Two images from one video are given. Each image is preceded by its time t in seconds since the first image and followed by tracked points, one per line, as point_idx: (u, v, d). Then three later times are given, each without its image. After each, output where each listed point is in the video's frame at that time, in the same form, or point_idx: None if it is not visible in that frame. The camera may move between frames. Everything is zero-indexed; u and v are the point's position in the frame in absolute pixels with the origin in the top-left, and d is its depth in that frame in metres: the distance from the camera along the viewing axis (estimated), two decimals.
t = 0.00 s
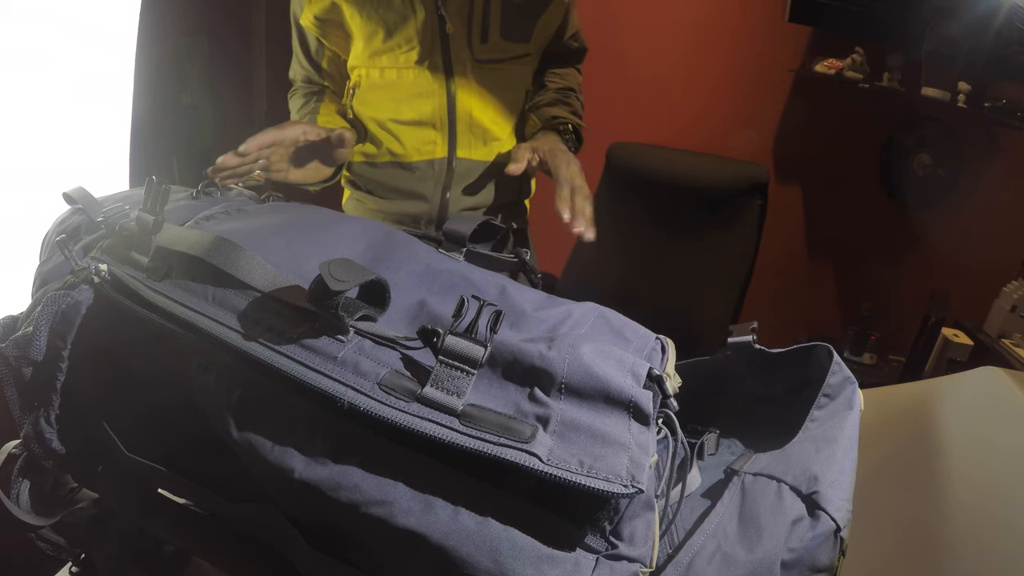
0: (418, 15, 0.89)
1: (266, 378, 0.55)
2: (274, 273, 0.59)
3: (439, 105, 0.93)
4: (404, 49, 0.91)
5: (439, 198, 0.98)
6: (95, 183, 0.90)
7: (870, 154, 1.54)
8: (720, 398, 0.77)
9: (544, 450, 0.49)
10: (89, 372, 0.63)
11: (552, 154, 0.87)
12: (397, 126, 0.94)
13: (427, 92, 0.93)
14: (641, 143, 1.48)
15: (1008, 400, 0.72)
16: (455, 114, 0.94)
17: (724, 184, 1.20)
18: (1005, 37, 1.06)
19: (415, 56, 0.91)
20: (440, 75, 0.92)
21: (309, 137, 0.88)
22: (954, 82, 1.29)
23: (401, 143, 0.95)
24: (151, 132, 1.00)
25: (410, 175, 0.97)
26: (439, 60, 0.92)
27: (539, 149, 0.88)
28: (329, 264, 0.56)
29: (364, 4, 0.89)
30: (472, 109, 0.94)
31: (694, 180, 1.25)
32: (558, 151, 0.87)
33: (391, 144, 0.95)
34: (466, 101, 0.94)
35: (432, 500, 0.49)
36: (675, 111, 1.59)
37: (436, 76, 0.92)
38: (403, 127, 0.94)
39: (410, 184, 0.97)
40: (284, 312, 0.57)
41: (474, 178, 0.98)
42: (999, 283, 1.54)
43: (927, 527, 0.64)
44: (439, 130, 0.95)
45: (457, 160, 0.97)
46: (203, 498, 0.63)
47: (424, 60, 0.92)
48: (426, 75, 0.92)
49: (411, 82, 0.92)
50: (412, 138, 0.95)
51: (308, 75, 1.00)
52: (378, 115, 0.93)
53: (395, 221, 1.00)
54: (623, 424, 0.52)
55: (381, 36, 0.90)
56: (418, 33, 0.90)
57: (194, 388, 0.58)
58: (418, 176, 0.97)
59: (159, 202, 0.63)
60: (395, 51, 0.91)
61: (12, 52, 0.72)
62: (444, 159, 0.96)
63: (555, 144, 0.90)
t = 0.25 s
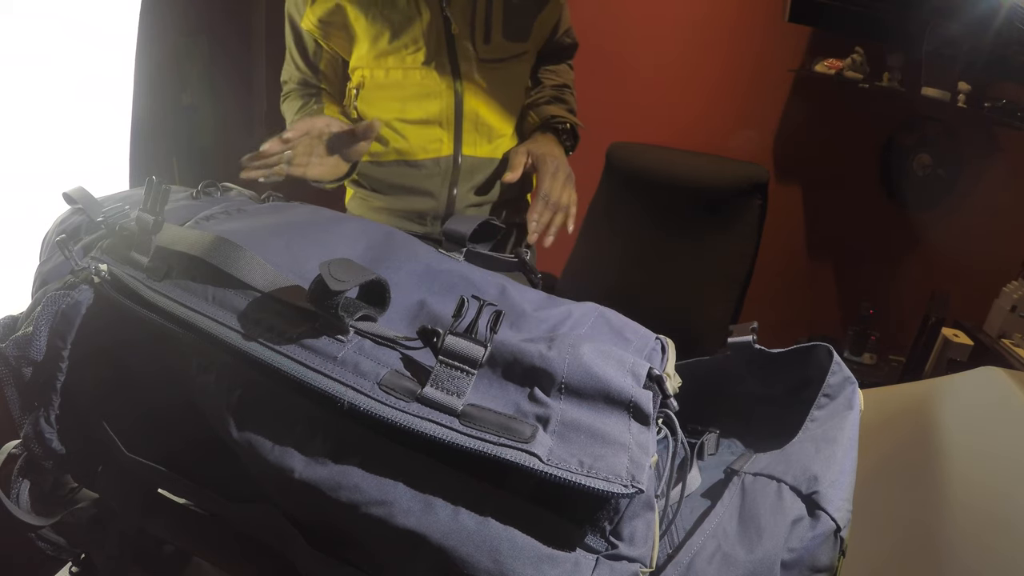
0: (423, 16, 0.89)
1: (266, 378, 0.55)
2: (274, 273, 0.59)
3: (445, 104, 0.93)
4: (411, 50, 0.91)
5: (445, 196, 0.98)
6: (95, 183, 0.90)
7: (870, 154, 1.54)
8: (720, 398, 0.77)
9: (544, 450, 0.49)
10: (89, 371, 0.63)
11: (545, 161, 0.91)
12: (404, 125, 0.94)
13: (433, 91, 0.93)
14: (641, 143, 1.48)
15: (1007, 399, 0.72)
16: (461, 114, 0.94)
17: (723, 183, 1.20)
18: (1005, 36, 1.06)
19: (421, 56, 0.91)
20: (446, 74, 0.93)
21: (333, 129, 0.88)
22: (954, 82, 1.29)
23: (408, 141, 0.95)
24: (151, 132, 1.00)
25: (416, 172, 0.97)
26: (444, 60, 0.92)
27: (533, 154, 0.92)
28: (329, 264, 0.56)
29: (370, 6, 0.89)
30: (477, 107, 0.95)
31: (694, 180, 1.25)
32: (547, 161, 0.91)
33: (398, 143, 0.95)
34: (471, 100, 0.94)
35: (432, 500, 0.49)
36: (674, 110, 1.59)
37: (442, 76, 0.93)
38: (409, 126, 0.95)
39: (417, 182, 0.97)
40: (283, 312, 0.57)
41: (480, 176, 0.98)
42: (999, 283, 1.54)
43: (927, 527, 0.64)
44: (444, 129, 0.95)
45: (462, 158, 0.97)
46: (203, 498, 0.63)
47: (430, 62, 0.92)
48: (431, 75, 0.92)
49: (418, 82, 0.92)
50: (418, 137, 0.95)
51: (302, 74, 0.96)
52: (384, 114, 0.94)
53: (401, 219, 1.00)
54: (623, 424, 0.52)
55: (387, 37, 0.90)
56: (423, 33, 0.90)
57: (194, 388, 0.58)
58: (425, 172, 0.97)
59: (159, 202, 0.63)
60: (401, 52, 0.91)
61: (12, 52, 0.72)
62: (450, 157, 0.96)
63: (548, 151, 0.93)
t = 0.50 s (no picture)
0: (422, 17, 0.89)
1: (266, 378, 0.55)
2: (274, 273, 0.59)
3: (442, 105, 0.93)
4: (408, 50, 0.91)
5: (441, 196, 0.98)
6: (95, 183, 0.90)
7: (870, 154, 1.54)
8: (721, 398, 0.77)
9: (544, 450, 0.49)
10: (89, 371, 0.63)
11: (544, 161, 0.91)
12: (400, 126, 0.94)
13: (429, 92, 0.92)
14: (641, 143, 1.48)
15: (1008, 400, 0.72)
16: (457, 114, 0.94)
17: (724, 183, 1.20)
18: (1005, 36, 1.06)
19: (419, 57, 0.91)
20: (443, 76, 0.92)
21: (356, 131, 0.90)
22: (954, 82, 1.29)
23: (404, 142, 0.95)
24: (151, 132, 1.00)
25: (412, 173, 0.97)
26: (442, 61, 0.92)
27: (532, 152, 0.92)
28: (329, 264, 0.56)
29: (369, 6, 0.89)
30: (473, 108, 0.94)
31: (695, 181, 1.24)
32: (545, 160, 0.91)
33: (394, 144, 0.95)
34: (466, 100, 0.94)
35: (432, 499, 0.49)
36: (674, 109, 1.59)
37: (439, 77, 0.92)
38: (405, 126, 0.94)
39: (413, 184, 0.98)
40: (284, 312, 0.57)
41: (476, 177, 0.98)
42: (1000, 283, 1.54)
43: (927, 527, 0.64)
44: (440, 130, 0.95)
45: (459, 160, 0.97)
46: (203, 498, 0.63)
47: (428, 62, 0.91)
48: (428, 76, 0.92)
49: (414, 83, 0.92)
50: (414, 138, 0.95)
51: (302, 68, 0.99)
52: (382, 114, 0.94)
53: (398, 220, 1.00)
54: (623, 424, 0.52)
55: (386, 37, 0.90)
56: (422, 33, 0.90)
57: (194, 388, 0.58)
58: (420, 173, 0.97)
59: (159, 202, 0.63)
60: (398, 52, 0.91)
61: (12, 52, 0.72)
62: (447, 158, 0.96)
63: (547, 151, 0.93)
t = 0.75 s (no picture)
0: (421, 11, 0.89)
1: (266, 378, 0.55)
2: (274, 273, 0.59)
3: (435, 103, 0.93)
4: (403, 44, 0.91)
5: (431, 205, 0.99)
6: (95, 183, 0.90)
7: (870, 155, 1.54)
8: (720, 398, 0.77)
9: (544, 450, 0.49)
10: (89, 371, 0.63)
11: (540, 155, 0.88)
12: (393, 124, 0.95)
13: (422, 87, 0.92)
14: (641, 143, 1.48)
15: (1008, 399, 0.72)
16: (451, 112, 0.93)
17: (724, 183, 1.20)
18: (1005, 36, 1.06)
19: (415, 52, 0.91)
20: (438, 73, 0.92)
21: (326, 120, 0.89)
22: (954, 82, 1.29)
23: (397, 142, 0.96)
24: (151, 132, 1.00)
25: (405, 176, 0.98)
26: (439, 56, 0.91)
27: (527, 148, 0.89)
28: (329, 263, 0.56)
29: None
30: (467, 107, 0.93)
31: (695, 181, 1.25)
32: (541, 155, 0.89)
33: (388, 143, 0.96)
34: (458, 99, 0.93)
35: (432, 500, 0.49)
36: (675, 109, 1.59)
37: (434, 74, 0.92)
38: (398, 125, 0.95)
39: (405, 188, 0.99)
40: (283, 312, 0.57)
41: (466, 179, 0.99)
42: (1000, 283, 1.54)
43: (928, 527, 0.64)
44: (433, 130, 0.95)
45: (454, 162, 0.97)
46: (202, 498, 0.63)
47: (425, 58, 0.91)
48: (424, 73, 0.92)
49: (409, 79, 0.92)
50: (406, 137, 0.96)
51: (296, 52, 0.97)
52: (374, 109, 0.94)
53: (394, 223, 1.00)
54: (623, 424, 0.52)
55: (384, 28, 0.90)
56: (420, 28, 0.90)
57: (194, 388, 0.58)
58: (412, 176, 0.98)
59: (159, 202, 0.63)
60: (395, 46, 0.91)
61: (13, 52, 0.72)
62: (440, 158, 0.97)
63: (544, 147, 0.90)
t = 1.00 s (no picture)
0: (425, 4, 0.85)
1: (266, 378, 0.55)
2: (274, 273, 0.59)
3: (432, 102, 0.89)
4: (404, 33, 0.86)
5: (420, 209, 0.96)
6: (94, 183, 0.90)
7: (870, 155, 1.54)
8: (720, 398, 0.77)
9: (544, 450, 0.49)
10: (88, 371, 0.63)
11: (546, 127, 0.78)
12: (388, 120, 0.92)
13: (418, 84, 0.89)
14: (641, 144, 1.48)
15: (1008, 399, 0.72)
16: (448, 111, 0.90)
17: (724, 183, 1.20)
18: (1005, 37, 1.06)
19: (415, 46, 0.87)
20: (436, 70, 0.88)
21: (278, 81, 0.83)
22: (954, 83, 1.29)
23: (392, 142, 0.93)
24: (151, 132, 1.00)
25: (397, 179, 0.95)
26: (439, 52, 0.87)
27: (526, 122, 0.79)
28: (329, 263, 0.56)
29: None
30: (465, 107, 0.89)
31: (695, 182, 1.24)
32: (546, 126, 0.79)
33: (383, 142, 0.93)
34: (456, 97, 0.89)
35: (432, 500, 0.49)
36: (677, 107, 1.58)
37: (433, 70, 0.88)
38: (394, 122, 0.92)
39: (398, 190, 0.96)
40: (283, 312, 0.57)
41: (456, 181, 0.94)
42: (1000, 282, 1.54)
43: (928, 528, 0.64)
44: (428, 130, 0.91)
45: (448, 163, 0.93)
46: (202, 498, 0.63)
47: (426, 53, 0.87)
48: (422, 67, 0.88)
49: (408, 72, 0.88)
50: (400, 137, 0.92)
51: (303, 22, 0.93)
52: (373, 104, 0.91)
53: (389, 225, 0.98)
54: (623, 424, 0.52)
55: (387, 15, 0.86)
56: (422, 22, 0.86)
57: (194, 388, 0.58)
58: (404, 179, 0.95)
59: (159, 202, 0.63)
60: (395, 34, 0.87)
61: (12, 52, 0.72)
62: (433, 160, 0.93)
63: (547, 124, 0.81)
